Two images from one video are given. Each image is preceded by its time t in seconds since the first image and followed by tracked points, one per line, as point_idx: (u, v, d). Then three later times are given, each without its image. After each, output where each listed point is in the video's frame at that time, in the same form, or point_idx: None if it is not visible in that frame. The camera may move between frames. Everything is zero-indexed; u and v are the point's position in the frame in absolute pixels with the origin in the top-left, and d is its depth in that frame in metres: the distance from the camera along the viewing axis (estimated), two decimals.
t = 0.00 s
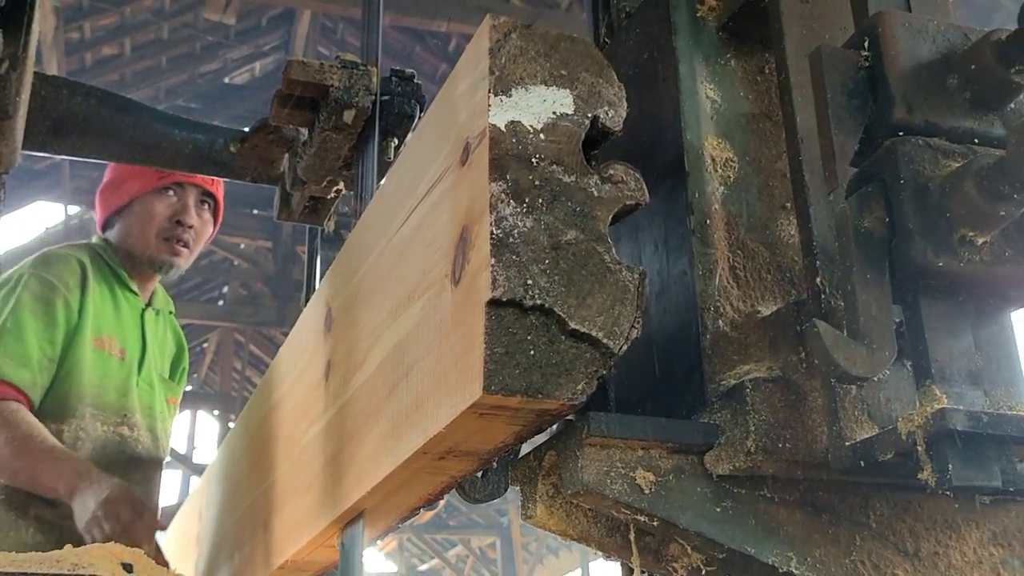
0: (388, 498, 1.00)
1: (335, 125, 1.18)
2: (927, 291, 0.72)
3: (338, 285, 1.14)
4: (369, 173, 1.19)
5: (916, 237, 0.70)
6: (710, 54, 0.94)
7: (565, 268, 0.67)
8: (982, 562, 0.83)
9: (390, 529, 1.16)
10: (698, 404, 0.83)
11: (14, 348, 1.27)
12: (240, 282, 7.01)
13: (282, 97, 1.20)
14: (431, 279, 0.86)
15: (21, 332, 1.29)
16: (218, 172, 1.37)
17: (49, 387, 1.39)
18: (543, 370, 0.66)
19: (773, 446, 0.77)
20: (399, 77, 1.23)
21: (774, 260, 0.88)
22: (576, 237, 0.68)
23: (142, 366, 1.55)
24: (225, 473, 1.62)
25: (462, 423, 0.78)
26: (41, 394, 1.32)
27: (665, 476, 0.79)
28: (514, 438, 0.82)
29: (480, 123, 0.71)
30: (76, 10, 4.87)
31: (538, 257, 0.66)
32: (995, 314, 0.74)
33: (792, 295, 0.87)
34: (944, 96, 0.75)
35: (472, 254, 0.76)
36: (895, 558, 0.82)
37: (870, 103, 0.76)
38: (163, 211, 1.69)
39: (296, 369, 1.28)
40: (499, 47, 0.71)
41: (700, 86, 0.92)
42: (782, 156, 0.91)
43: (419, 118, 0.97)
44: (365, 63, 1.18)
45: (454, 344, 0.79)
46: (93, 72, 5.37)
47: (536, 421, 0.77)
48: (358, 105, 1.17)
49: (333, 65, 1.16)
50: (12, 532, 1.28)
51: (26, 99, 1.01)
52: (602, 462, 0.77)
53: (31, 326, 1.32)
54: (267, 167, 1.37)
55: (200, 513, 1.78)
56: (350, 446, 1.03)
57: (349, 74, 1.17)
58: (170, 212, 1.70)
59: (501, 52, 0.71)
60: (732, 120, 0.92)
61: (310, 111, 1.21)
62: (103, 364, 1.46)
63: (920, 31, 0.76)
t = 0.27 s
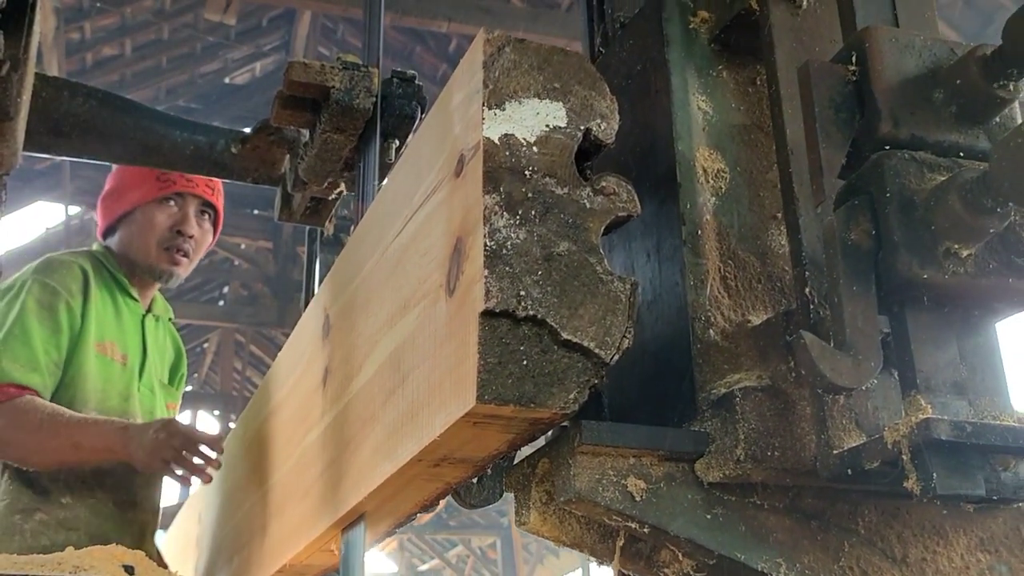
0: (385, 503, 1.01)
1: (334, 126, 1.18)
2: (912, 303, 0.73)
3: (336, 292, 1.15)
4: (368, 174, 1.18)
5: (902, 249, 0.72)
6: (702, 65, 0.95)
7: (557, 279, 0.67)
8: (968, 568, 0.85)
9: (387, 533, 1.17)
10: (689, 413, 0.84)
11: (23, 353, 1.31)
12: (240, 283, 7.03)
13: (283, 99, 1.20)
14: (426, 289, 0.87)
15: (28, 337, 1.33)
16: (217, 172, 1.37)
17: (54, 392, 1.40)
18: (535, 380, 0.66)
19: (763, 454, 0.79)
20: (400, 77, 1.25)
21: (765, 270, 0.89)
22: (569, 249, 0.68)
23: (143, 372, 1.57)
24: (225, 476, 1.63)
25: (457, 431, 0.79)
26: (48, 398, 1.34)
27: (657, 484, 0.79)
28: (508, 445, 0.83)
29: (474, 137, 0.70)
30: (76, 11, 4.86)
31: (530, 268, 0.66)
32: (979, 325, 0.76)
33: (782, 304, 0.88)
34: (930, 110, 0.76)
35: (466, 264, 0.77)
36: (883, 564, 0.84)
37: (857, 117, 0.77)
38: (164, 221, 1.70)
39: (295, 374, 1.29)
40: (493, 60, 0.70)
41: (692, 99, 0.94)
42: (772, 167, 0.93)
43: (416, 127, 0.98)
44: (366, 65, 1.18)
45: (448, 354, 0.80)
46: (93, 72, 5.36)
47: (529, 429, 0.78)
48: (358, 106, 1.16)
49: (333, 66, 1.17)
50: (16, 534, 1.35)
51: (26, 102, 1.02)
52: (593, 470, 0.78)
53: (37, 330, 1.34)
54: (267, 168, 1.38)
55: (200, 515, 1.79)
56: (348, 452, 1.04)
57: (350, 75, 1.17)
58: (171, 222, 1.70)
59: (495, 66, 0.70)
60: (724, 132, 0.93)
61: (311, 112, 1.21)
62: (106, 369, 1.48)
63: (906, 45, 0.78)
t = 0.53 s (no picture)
0: (380, 507, 1.02)
1: (335, 126, 1.19)
2: (897, 312, 0.74)
3: (334, 297, 1.16)
4: (370, 171, 1.19)
5: (887, 260, 0.73)
6: (693, 75, 0.97)
7: (548, 288, 0.68)
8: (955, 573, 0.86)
9: (384, 536, 1.18)
10: (678, 420, 0.85)
11: (26, 353, 1.31)
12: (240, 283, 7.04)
13: (284, 99, 1.21)
14: (421, 297, 0.88)
15: (29, 335, 1.32)
16: (216, 172, 1.39)
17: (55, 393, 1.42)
18: (527, 388, 0.67)
19: (752, 460, 0.80)
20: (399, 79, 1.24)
21: (754, 278, 0.91)
22: (560, 258, 0.69)
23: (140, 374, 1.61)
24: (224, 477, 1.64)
25: (450, 438, 0.80)
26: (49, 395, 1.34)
27: (647, 490, 0.81)
28: (502, 451, 0.84)
29: (467, 147, 0.71)
30: (76, 11, 4.84)
31: (522, 277, 0.67)
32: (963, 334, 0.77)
33: (771, 312, 0.89)
34: (915, 122, 0.78)
35: (459, 273, 0.79)
36: (870, 568, 0.85)
37: (843, 129, 0.78)
38: (165, 231, 1.71)
39: (293, 378, 1.30)
40: (486, 72, 0.71)
41: (682, 109, 0.95)
42: (763, 176, 0.94)
43: (412, 136, 0.99)
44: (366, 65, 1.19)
45: (442, 361, 0.81)
46: (92, 72, 5.35)
47: (522, 436, 0.79)
48: (358, 106, 1.17)
49: (333, 66, 1.18)
50: (17, 536, 1.36)
51: (26, 103, 1.03)
52: (584, 476, 0.79)
53: (39, 329, 1.34)
54: (267, 168, 1.39)
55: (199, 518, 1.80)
56: (344, 456, 1.05)
57: (351, 76, 1.18)
58: (172, 233, 1.71)
59: (488, 77, 0.71)
60: (714, 142, 0.95)
61: (311, 112, 1.22)
62: (107, 372, 1.50)
63: (893, 58, 0.79)
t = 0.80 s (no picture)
0: (377, 513, 1.04)
1: (335, 128, 1.20)
2: (883, 323, 0.76)
3: (331, 304, 1.18)
4: (370, 174, 1.20)
5: (873, 272, 0.74)
6: (686, 86, 0.98)
7: (541, 299, 0.69)
8: None
9: (381, 540, 1.19)
10: (670, 428, 0.86)
11: (18, 360, 1.33)
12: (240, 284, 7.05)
13: (284, 100, 1.22)
14: (416, 306, 0.89)
15: (23, 344, 1.35)
16: (218, 173, 1.40)
17: (50, 400, 1.43)
18: (520, 397, 0.68)
19: (741, 468, 0.82)
20: (399, 81, 1.25)
21: (745, 287, 0.92)
22: (553, 269, 0.69)
23: (141, 383, 1.60)
24: (223, 482, 1.66)
25: (444, 446, 0.81)
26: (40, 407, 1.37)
27: (638, 497, 0.82)
28: (496, 458, 0.85)
29: (461, 157, 0.72)
30: (77, 11, 4.85)
31: (515, 288, 0.68)
32: (949, 343, 0.78)
33: (762, 321, 0.91)
34: (902, 135, 0.79)
35: (453, 283, 0.80)
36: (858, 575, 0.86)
37: (832, 142, 0.79)
38: (171, 241, 1.72)
39: (291, 384, 1.31)
40: (480, 85, 0.72)
41: (675, 120, 0.96)
42: (754, 186, 0.95)
43: (408, 145, 1.00)
44: (367, 67, 1.20)
45: (436, 370, 0.82)
46: (93, 73, 5.35)
47: (515, 443, 0.80)
48: (359, 109, 1.18)
49: (334, 68, 1.18)
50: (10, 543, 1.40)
51: (26, 109, 1.04)
52: (576, 483, 0.80)
53: (34, 337, 1.37)
54: (267, 169, 1.41)
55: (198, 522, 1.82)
56: (341, 462, 1.06)
57: (351, 78, 1.19)
58: (178, 243, 1.72)
59: (482, 90, 0.72)
60: (706, 152, 0.96)
61: (312, 114, 1.23)
62: (106, 380, 1.51)
63: (880, 72, 0.80)
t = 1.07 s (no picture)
0: (374, 515, 1.05)
1: (336, 128, 1.21)
2: (870, 329, 0.77)
3: (328, 307, 1.19)
4: (370, 175, 1.21)
5: (861, 279, 0.75)
6: (679, 94, 0.99)
7: (534, 305, 0.69)
8: None
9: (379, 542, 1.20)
10: (662, 432, 0.87)
11: (30, 371, 1.33)
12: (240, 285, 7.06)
13: (284, 100, 1.23)
14: (411, 311, 0.90)
15: (33, 353, 1.35)
16: (218, 173, 1.41)
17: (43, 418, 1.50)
18: (513, 402, 0.69)
19: (731, 472, 0.83)
20: (399, 81, 1.26)
21: (737, 293, 0.93)
22: (546, 275, 0.69)
23: (135, 395, 1.67)
24: (221, 484, 1.67)
25: (439, 449, 0.82)
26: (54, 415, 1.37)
27: (630, 500, 0.83)
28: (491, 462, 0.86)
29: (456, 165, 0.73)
30: (77, 11, 4.86)
31: (508, 294, 0.69)
32: (936, 349, 0.79)
33: (753, 326, 0.92)
34: (889, 144, 0.80)
35: (447, 290, 0.81)
36: None
37: (820, 150, 0.81)
38: (180, 244, 1.73)
39: (290, 387, 1.32)
40: (474, 93, 0.72)
41: (668, 127, 0.97)
42: (745, 193, 0.96)
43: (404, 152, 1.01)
44: (367, 67, 1.20)
45: (431, 375, 0.83)
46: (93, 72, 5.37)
47: (509, 447, 0.81)
48: (359, 109, 1.19)
49: (334, 68, 1.19)
50: None
51: (26, 111, 1.05)
52: (569, 487, 0.81)
53: (43, 347, 1.38)
54: (267, 168, 1.41)
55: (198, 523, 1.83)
56: (339, 464, 1.07)
57: (351, 78, 1.19)
58: (186, 246, 1.73)
59: (476, 98, 0.72)
60: (699, 159, 0.97)
61: (312, 115, 1.24)
62: (97, 396, 1.58)
63: (868, 81, 0.82)
